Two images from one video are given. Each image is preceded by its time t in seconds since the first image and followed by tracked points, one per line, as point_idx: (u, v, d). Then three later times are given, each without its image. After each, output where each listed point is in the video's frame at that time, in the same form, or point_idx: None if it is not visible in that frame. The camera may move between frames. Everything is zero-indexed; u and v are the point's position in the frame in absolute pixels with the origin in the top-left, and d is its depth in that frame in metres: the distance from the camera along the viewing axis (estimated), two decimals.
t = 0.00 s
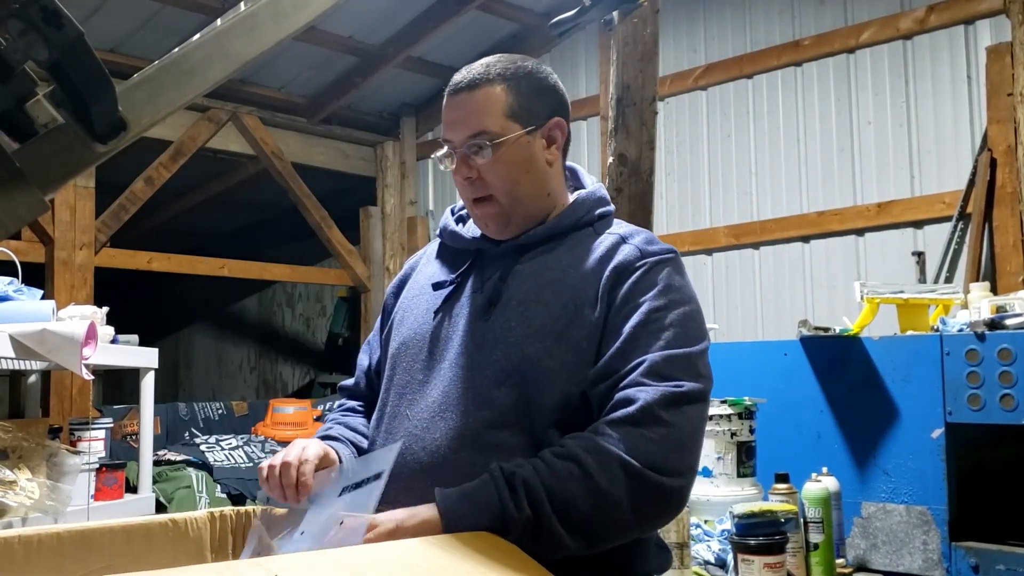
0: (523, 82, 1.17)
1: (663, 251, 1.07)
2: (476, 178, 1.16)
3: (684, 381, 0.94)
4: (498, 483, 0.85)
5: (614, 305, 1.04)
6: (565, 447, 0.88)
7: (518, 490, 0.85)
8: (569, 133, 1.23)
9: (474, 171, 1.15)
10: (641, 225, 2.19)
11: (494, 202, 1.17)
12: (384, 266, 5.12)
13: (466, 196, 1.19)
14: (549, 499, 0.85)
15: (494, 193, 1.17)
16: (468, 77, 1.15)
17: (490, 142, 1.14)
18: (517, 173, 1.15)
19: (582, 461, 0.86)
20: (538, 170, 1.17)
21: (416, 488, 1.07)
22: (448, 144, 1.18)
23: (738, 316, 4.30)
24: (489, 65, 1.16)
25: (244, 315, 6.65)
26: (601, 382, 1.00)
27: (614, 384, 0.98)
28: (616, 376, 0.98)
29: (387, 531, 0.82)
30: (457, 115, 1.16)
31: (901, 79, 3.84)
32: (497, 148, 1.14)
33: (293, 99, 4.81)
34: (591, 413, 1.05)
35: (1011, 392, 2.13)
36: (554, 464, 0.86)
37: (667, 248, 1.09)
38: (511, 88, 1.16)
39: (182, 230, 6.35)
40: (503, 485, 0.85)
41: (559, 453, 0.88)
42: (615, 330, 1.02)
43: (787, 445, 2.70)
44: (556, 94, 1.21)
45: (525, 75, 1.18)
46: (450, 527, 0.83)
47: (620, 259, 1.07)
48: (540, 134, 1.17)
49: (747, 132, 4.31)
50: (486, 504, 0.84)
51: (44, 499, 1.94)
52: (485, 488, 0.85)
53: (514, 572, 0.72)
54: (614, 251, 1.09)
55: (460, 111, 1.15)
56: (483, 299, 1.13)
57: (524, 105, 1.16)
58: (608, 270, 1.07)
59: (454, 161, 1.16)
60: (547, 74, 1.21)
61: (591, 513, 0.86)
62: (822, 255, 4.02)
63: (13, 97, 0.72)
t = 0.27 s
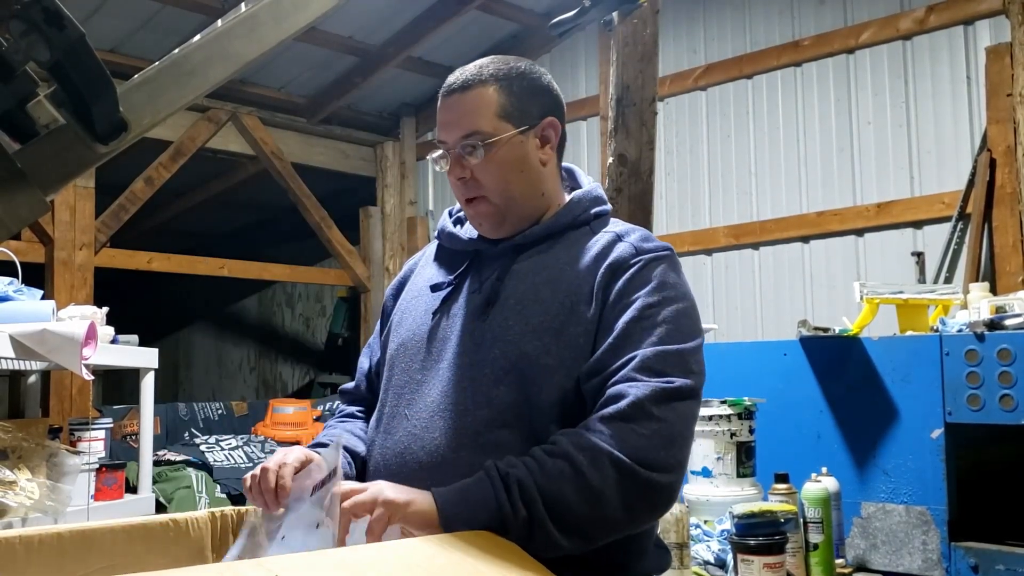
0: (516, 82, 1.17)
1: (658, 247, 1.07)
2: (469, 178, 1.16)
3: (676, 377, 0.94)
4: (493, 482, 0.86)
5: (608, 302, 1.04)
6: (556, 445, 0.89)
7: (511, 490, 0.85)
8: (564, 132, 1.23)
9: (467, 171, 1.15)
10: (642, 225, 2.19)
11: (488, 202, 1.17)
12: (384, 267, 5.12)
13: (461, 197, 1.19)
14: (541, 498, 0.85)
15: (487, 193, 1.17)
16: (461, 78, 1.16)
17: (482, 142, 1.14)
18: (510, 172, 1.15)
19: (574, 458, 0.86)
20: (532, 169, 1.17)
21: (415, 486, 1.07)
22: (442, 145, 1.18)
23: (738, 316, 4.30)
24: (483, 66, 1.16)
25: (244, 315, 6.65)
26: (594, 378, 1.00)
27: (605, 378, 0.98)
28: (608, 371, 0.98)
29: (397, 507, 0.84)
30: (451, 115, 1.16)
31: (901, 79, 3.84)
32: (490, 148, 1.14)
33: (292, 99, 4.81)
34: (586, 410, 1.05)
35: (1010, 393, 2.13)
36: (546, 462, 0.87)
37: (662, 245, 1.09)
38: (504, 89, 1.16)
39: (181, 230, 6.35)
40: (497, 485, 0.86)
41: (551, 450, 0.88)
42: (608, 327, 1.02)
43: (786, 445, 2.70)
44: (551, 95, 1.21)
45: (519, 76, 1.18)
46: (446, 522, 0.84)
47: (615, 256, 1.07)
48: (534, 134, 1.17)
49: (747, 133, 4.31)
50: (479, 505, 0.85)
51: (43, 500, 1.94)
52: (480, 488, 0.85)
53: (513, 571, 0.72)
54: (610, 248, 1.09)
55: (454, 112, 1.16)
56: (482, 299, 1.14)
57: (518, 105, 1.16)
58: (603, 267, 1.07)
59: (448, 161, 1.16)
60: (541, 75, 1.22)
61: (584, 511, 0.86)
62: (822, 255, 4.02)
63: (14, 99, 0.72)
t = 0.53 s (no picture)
0: (520, 82, 1.17)
1: (657, 247, 1.07)
2: (474, 176, 1.16)
3: (674, 374, 0.94)
4: (485, 471, 0.85)
5: (607, 300, 1.04)
6: (553, 435, 0.88)
7: (505, 480, 0.85)
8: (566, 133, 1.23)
9: (471, 169, 1.15)
10: (642, 225, 2.19)
11: (492, 199, 1.17)
12: (384, 267, 5.12)
13: (463, 195, 1.19)
14: (535, 488, 0.85)
15: (491, 191, 1.17)
16: (466, 76, 1.16)
17: (487, 140, 1.14)
18: (514, 170, 1.15)
19: (570, 450, 0.86)
20: (535, 168, 1.17)
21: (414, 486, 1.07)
22: (446, 143, 1.18)
23: (738, 316, 4.30)
24: (488, 65, 1.16)
25: (244, 315, 6.64)
26: (591, 375, 1.00)
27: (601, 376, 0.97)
28: (605, 368, 0.98)
29: (385, 505, 0.84)
30: (455, 113, 1.16)
31: (901, 79, 3.84)
32: (494, 146, 1.14)
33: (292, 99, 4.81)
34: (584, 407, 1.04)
35: (1010, 392, 2.13)
36: (542, 451, 0.86)
37: (662, 244, 1.08)
38: (508, 88, 1.16)
39: (182, 230, 6.35)
40: (490, 474, 0.85)
41: (547, 440, 0.87)
42: (607, 325, 1.02)
43: (787, 445, 2.70)
44: (554, 95, 1.21)
45: (522, 75, 1.18)
46: (437, 512, 0.84)
47: (614, 254, 1.07)
48: (538, 133, 1.17)
49: (747, 133, 4.31)
50: (471, 494, 0.84)
51: (43, 500, 1.94)
52: (472, 477, 0.85)
53: (513, 571, 0.72)
54: (609, 247, 1.09)
55: (458, 110, 1.16)
56: (482, 299, 1.13)
57: (522, 104, 1.16)
58: (603, 265, 1.07)
59: (452, 159, 1.16)
60: (544, 75, 1.22)
61: (578, 503, 0.85)
62: (822, 255, 4.02)
63: (13, 99, 0.71)
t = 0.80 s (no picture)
0: (531, 83, 1.18)
1: (660, 248, 1.07)
2: (488, 177, 1.16)
3: (671, 380, 0.95)
4: (477, 465, 0.85)
5: (608, 301, 1.04)
6: (547, 431, 0.89)
7: (497, 475, 0.85)
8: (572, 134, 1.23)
9: (485, 169, 1.15)
10: (642, 224, 2.19)
11: (505, 201, 1.17)
12: (384, 267, 5.12)
13: (474, 196, 1.19)
14: (526, 485, 0.85)
15: (504, 192, 1.17)
16: (479, 76, 1.15)
17: (504, 142, 1.14)
18: (528, 171, 1.16)
19: (564, 450, 0.86)
20: (546, 169, 1.18)
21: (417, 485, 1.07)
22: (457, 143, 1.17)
23: (738, 316, 4.30)
24: (500, 65, 1.16)
25: (245, 316, 6.64)
26: (590, 375, 1.00)
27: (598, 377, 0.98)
28: (603, 369, 0.98)
29: (379, 493, 0.83)
30: (468, 114, 1.15)
31: (901, 79, 3.84)
32: (510, 148, 1.14)
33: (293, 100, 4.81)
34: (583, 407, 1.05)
35: (1011, 392, 2.13)
36: (536, 448, 0.86)
37: (665, 245, 1.09)
38: (522, 89, 1.17)
39: (182, 230, 6.35)
40: (482, 469, 0.85)
41: (542, 436, 0.88)
42: (607, 326, 1.02)
43: (787, 445, 2.70)
44: (562, 96, 1.22)
45: (533, 77, 1.19)
46: (426, 501, 0.84)
47: (616, 255, 1.07)
48: (550, 135, 1.18)
49: (747, 133, 4.31)
50: (463, 486, 0.84)
51: (44, 500, 1.94)
52: (465, 470, 0.85)
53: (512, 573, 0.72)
54: (612, 248, 1.10)
55: (472, 110, 1.15)
56: (485, 298, 1.14)
57: (534, 106, 1.17)
58: (605, 266, 1.07)
59: (465, 159, 1.16)
60: (552, 77, 1.22)
61: (566, 500, 0.86)
62: (822, 255, 4.01)
63: (13, 99, 0.71)
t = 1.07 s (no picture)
0: (536, 90, 1.18)
1: (667, 250, 1.08)
2: (496, 188, 1.16)
3: (679, 379, 0.95)
4: (491, 454, 0.85)
5: (614, 302, 1.04)
6: (561, 424, 0.88)
7: (512, 466, 0.85)
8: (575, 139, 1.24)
9: (492, 182, 1.16)
10: (641, 225, 2.19)
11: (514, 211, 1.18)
12: (384, 267, 5.12)
13: (481, 207, 1.19)
14: (539, 477, 0.85)
15: (513, 203, 1.17)
16: (483, 86, 1.15)
17: (512, 154, 1.15)
18: (535, 180, 1.17)
19: (579, 445, 0.86)
20: (553, 176, 1.19)
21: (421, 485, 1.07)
22: (462, 154, 1.17)
23: (738, 316, 4.30)
24: (503, 73, 1.16)
25: (244, 316, 6.64)
26: (594, 374, 1.00)
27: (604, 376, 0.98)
28: (609, 367, 0.98)
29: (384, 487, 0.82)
30: (473, 125, 1.15)
31: (901, 80, 3.84)
32: (518, 158, 1.15)
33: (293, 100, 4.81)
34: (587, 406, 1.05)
35: (1010, 393, 2.14)
36: (551, 441, 0.86)
37: (670, 247, 1.09)
38: (526, 97, 1.17)
39: (182, 230, 6.35)
40: (496, 459, 0.85)
41: (556, 429, 0.87)
42: (613, 327, 1.03)
43: (787, 445, 2.70)
44: (563, 100, 1.22)
45: (537, 83, 1.19)
46: (438, 490, 0.83)
47: (623, 257, 1.08)
48: (555, 142, 1.19)
49: (747, 133, 4.31)
50: (476, 475, 0.84)
51: (44, 499, 1.95)
52: (479, 459, 0.85)
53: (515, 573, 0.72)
54: (618, 250, 1.10)
55: (478, 121, 1.15)
56: (490, 299, 1.14)
57: (538, 113, 1.17)
58: (611, 267, 1.07)
59: (473, 171, 1.16)
60: (554, 81, 1.22)
61: (577, 494, 0.86)
62: (822, 255, 4.02)
63: (15, 100, 0.72)
